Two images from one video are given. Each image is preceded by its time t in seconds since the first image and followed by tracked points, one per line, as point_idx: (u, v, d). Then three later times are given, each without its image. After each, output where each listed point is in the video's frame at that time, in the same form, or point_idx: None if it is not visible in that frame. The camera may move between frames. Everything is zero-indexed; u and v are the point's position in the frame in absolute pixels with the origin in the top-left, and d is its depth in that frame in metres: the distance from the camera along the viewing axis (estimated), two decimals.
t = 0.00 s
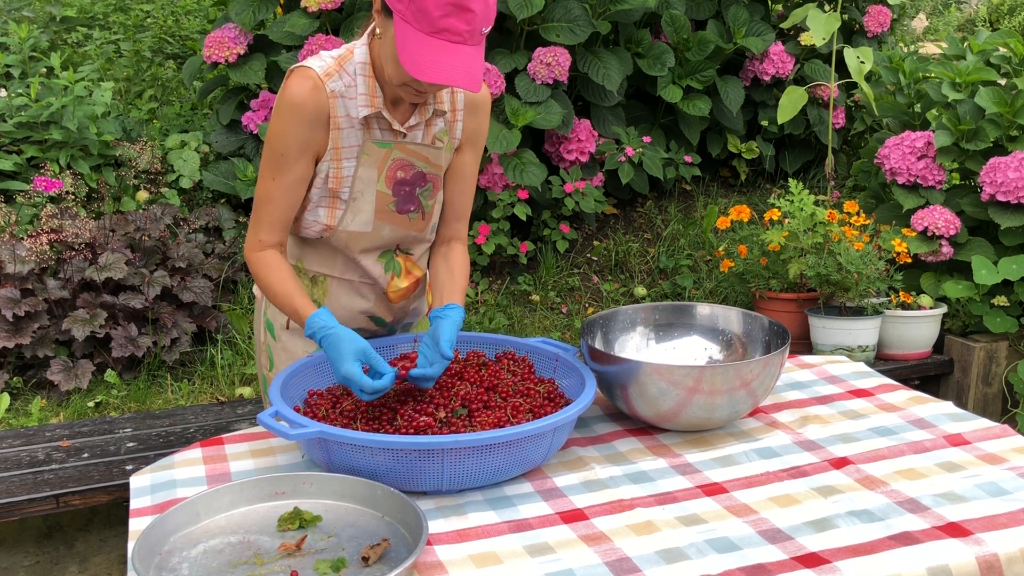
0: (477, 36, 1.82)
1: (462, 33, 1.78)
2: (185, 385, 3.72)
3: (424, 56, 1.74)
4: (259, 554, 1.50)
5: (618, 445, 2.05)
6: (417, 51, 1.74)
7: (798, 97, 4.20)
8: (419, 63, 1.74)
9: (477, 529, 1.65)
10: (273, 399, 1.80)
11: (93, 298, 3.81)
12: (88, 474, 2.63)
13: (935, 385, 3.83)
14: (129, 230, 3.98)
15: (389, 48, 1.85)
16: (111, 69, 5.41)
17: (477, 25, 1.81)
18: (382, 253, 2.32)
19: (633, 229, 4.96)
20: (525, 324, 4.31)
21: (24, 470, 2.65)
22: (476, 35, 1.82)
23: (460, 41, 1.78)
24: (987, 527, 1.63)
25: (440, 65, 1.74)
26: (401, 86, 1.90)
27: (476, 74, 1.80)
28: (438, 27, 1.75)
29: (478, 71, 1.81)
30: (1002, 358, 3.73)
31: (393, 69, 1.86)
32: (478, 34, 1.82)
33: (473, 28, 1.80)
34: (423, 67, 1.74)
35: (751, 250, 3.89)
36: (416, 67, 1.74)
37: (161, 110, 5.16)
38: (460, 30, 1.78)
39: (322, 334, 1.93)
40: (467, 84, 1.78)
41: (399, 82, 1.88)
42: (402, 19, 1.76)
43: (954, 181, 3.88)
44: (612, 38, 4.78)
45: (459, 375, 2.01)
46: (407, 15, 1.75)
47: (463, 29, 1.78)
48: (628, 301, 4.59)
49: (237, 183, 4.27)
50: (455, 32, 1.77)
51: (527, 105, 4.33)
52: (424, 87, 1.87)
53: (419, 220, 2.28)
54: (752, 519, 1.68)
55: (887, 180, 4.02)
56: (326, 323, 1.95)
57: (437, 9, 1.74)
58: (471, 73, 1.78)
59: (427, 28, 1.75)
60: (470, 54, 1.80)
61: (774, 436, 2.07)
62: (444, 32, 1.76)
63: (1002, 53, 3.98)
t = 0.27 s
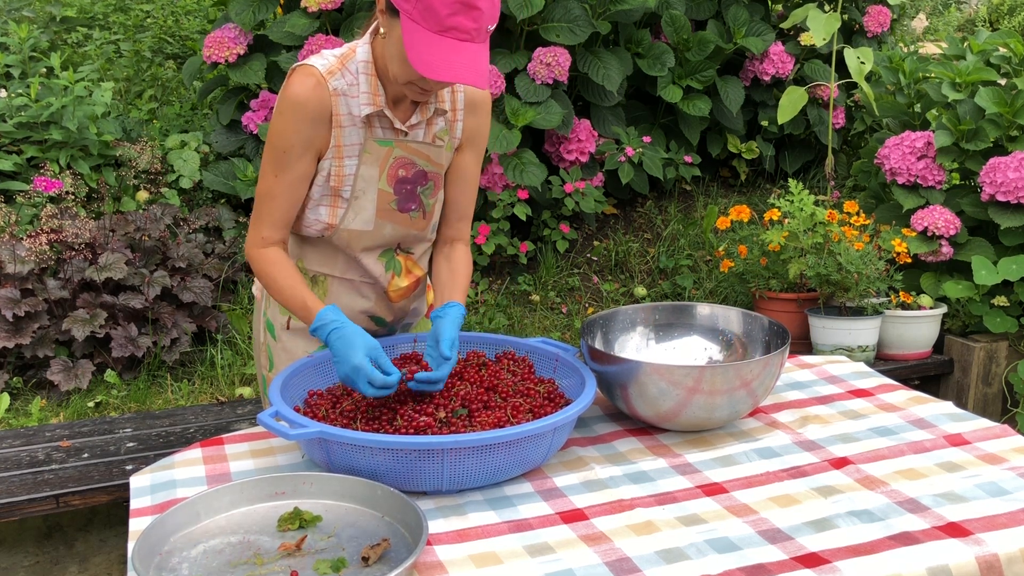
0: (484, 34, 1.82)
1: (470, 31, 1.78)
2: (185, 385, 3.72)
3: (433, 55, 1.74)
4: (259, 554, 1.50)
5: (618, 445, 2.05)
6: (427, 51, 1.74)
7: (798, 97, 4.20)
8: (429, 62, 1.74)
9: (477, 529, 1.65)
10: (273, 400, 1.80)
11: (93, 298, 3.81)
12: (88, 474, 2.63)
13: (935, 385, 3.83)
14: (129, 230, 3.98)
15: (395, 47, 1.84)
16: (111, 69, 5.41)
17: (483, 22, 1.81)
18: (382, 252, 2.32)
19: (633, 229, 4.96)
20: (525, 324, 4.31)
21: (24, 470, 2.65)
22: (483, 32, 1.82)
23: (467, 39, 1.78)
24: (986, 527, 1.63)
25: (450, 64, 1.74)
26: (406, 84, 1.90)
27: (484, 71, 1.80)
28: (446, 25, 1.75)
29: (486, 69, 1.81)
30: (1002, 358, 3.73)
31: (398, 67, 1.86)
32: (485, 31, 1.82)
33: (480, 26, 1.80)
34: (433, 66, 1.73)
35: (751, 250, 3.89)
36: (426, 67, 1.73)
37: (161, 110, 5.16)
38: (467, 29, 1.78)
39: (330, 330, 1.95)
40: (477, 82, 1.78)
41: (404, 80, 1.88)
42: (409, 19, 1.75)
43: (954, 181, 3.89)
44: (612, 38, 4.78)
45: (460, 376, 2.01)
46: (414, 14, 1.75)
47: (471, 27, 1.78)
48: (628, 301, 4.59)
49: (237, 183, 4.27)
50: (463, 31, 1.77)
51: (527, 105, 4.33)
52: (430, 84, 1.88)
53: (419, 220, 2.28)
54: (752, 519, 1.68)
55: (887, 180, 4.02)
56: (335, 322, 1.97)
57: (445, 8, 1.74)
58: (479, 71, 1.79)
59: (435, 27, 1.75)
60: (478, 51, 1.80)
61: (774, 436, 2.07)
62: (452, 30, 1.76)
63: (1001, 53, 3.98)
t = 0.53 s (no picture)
0: (489, 31, 1.82)
1: (475, 28, 1.78)
2: (185, 385, 3.72)
3: (441, 55, 1.74)
4: (259, 554, 1.50)
5: (618, 445, 2.05)
6: (436, 51, 1.74)
7: (798, 97, 4.20)
8: (439, 63, 1.74)
9: (477, 529, 1.65)
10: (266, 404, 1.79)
11: (93, 298, 3.81)
12: (88, 474, 2.63)
13: (935, 385, 3.83)
14: (129, 230, 3.98)
15: (401, 48, 1.84)
16: (111, 69, 5.41)
17: (488, 20, 1.81)
18: (383, 253, 2.32)
19: (633, 229, 4.96)
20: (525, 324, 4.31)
21: (25, 470, 2.66)
22: (487, 29, 1.82)
23: (474, 37, 1.79)
24: (986, 527, 1.63)
25: (459, 63, 1.75)
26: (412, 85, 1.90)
27: (492, 68, 1.80)
28: (453, 24, 1.75)
29: (493, 66, 1.82)
30: (1002, 358, 3.73)
31: (403, 69, 1.86)
32: (490, 28, 1.82)
33: (484, 23, 1.80)
34: (443, 67, 1.74)
35: (751, 250, 3.89)
36: (435, 67, 1.74)
37: (161, 109, 5.16)
38: (473, 26, 1.78)
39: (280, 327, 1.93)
40: (485, 79, 1.79)
41: (411, 82, 1.88)
42: (415, 19, 1.75)
43: (954, 181, 3.89)
44: (612, 38, 4.78)
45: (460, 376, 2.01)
46: (420, 15, 1.74)
47: (476, 25, 1.78)
48: (628, 301, 4.59)
49: (237, 183, 4.27)
50: (469, 28, 1.77)
51: (527, 105, 4.33)
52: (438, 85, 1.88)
53: (421, 219, 2.28)
54: (752, 519, 1.68)
55: (887, 180, 4.02)
56: (292, 320, 1.95)
57: (451, 7, 1.74)
58: (487, 68, 1.79)
59: (441, 26, 1.75)
60: (484, 48, 1.81)
61: (774, 436, 2.07)
62: (459, 28, 1.76)
63: (1001, 53, 3.98)
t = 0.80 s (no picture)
0: (488, 26, 1.82)
1: (475, 24, 1.78)
2: (185, 385, 3.72)
3: (444, 53, 1.74)
4: (259, 554, 1.50)
5: (617, 445, 2.05)
6: (437, 50, 1.74)
7: (798, 97, 4.20)
8: (441, 61, 1.73)
9: (477, 529, 1.65)
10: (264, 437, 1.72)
11: (93, 298, 3.81)
12: (88, 474, 2.63)
13: (935, 385, 3.83)
14: (129, 230, 3.98)
15: (401, 52, 1.84)
16: (111, 69, 5.41)
17: (486, 15, 1.81)
18: (380, 254, 2.33)
19: (633, 229, 4.96)
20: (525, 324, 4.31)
21: (24, 470, 2.65)
22: (487, 24, 1.82)
23: (474, 33, 1.78)
24: (987, 527, 1.63)
25: (461, 59, 1.74)
26: (414, 88, 1.90)
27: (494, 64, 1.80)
28: (452, 22, 1.75)
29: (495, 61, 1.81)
30: (1002, 357, 3.74)
31: (406, 72, 1.86)
32: (489, 24, 1.82)
33: (483, 19, 1.80)
34: (447, 64, 1.73)
35: (751, 250, 3.89)
36: (438, 66, 1.73)
37: (161, 110, 5.16)
38: (473, 22, 1.78)
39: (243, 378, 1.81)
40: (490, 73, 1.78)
41: (413, 84, 1.88)
42: (415, 21, 1.75)
43: (954, 181, 3.89)
44: (612, 38, 4.78)
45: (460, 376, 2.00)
46: (420, 16, 1.75)
47: (475, 21, 1.78)
48: (628, 301, 4.59)
49: (237, 183, 4.27)
50: (469, 25, 1.77)
51: (528, 105, 4.33)
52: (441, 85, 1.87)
53: (418, 222, 2.29)
54: (752, 519, 1.68)
55: (887, 180, 4.02)
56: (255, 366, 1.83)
57: (450, 5, 1.74)
58: (490, 63, 1.79)
59: (442, 25, 1.74)
60: (485, 44, 1.80)
61: (774, 436, 2.07)
62: (459, 26, 1.76)
63: (1001, 53, 3.98)
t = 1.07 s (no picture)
0: (467, 16, 1.83)
1: (454, 12, 1.79)
2: (185, 385, 3.72)
3: (424, 40, 1.75)
4: (259, 554, 1.50)
5: (617, 445, 2.05)
6: (417, 38, 1.75)
7: (798, 96, 4.20)
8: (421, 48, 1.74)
9: (477, 528, 1.65)
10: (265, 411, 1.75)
11: (93, 298, 3.81)
12: (88, 474, 2.63)
13: (935, 385, 3.83)
14: (129, 230, 3.98)
15: (386, 45, 1.85)
16: (111, 69, 5.41)
17: (465, 4, 1.82)
18: (372, 248, 2.34)
19: (633, 229, 4.96)
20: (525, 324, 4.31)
21: (24, 470, 2.65)
22: (466, 13, 1.83)
23: (454, 21, 1.79)
24: (986, 526, 1.63)
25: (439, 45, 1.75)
26: (399, 80, 1.90)
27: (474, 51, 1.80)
28: (431, 10, 1.76)
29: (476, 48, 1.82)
30: (1002, 357, 3.73)
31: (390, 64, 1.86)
32: (468, 13, 1.83)
33: (462, 8, 1.81)
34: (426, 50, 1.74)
35: (751, 250, 3.89)
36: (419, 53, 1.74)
37: (161, 109, 5.16)
38: (451, 10, 1.78)
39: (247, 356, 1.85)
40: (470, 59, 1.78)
41: (398, 77, 1.88)
42: (395, 12, 1.77)
43: (954, 181, 3.88)
44: (612, 38, 4.78)
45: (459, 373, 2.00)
46: (399, 7, 1.76)
47: (454, 9, 1.79)
48: (628, 301, 4.59)
49: (237, 183, 4.27)
50: (448, 12, 1.78)
51: (527, 105, 4.33)
52: (426, 76, 1.86)
53: (408, 218, 2.29)
54: (752, 518, 1.68)
55: (887, 180, 4.02)
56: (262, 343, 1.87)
57: None
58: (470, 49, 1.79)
59: (421, 14, 1.76)
60: (465, 32, 1.81)
61: (773, 436, 2.07)
62: (438, 14, 1.77)
63: (1001, 53, 3.98)
